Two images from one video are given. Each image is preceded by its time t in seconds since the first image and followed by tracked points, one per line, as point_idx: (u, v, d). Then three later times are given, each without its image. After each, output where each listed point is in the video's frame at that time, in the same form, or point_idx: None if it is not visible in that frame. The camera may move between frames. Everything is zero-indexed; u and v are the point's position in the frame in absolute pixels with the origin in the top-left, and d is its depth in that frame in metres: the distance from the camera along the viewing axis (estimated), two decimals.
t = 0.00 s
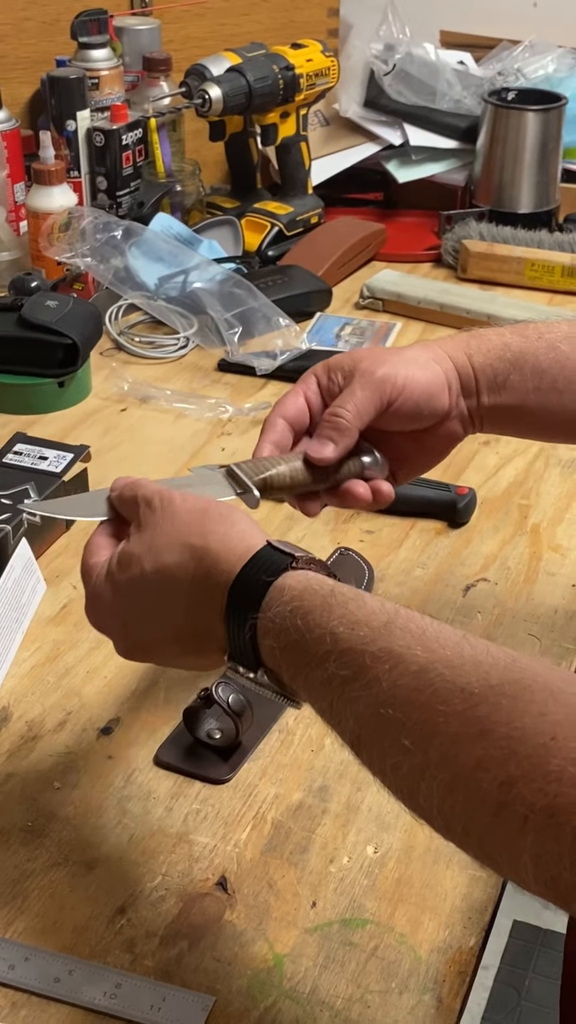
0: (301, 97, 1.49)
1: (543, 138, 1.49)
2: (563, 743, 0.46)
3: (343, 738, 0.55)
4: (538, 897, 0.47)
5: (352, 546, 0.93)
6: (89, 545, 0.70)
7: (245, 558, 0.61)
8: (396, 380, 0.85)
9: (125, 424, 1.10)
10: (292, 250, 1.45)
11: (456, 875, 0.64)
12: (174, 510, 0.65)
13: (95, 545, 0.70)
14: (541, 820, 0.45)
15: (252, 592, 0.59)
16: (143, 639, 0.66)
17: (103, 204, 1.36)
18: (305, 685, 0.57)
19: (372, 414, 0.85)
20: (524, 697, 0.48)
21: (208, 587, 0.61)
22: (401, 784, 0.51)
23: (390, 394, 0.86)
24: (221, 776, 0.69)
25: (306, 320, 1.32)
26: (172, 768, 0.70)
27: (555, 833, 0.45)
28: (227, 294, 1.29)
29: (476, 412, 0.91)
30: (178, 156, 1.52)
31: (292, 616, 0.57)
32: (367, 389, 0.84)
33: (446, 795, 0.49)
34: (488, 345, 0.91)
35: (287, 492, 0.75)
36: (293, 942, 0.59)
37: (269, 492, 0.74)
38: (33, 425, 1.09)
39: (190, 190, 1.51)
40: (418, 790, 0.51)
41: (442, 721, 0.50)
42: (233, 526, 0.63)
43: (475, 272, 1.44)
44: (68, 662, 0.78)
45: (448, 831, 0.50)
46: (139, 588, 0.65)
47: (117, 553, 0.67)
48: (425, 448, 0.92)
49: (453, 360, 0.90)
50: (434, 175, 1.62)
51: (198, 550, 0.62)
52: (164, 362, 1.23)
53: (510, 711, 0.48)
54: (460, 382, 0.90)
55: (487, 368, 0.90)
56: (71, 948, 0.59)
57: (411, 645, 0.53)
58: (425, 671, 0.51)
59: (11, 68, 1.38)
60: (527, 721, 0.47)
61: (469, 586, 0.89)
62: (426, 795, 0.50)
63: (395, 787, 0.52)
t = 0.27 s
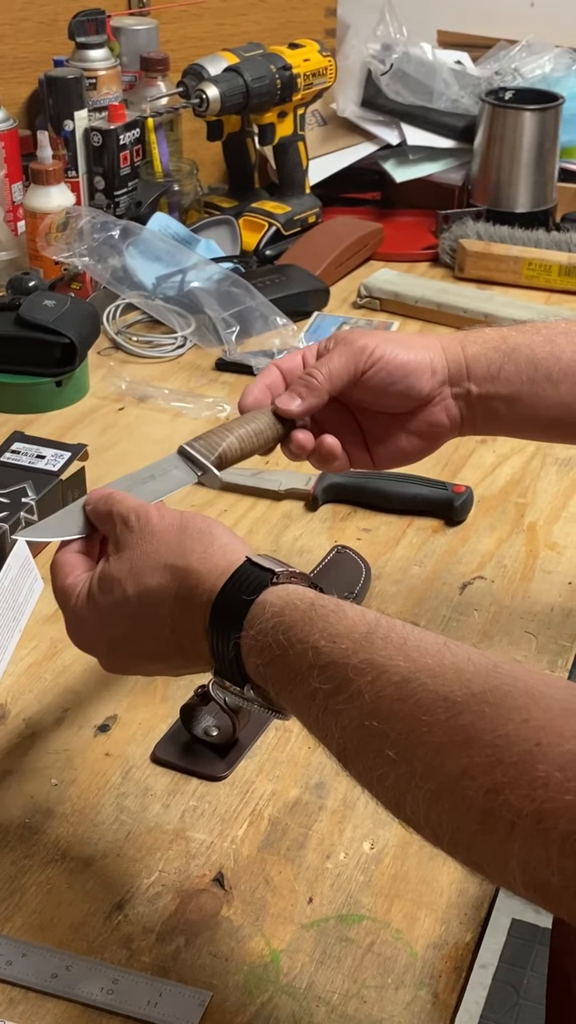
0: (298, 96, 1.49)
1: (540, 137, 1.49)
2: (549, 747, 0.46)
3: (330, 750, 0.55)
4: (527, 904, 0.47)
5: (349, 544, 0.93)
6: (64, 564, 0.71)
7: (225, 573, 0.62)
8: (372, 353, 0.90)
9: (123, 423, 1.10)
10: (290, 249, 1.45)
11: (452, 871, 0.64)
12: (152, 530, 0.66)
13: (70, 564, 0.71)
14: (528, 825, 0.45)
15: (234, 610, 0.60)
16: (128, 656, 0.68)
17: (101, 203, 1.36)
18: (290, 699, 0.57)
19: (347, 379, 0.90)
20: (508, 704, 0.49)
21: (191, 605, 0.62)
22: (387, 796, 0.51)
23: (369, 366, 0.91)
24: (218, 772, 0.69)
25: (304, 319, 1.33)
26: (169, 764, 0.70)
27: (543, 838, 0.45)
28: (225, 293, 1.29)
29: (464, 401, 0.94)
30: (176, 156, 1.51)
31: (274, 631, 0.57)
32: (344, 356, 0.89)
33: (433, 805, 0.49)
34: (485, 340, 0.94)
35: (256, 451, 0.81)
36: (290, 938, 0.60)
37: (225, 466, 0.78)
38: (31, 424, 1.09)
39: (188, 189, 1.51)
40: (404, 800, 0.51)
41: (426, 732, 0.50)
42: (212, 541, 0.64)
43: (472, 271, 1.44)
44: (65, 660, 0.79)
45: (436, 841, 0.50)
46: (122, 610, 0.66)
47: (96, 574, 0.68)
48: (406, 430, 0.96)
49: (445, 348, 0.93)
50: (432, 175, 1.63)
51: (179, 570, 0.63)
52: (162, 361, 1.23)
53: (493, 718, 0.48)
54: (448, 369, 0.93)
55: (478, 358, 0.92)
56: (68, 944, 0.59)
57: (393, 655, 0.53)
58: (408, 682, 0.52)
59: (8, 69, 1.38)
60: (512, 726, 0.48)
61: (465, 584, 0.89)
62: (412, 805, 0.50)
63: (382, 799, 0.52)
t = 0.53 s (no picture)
0: (296, 95, 1.49)
1: (539, 137, 1.49)
2: (541, 753, 0.47)
3: (319, 754, 0.55)
4: (521, 907, 0.47)
5: (347, 543, 0.93)
6: (38, 572, 0.69)
7: (211, 575, 0.61)
8: (374, 341, 0.90)
9: (121, 423, 1.10)
10: (289, 249, 1.45)
11: (450, 869, 0.64)
12: (132, 533, 0.65)
13: (45, 572, 0.69)
14: (523, 831, 0.46)
15: (222, 612, 0.59)
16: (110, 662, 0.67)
17: (99, 203, 1.36)
18: (279, 703, 0.57)
19: (347, 366, 0.90)
20: (500, 709, 0.49)
21: (176, 609, 0.62)
22: (379, 800, 0.52)
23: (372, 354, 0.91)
24: (216, 772, 0.69)
25: (302, 318, 1.33)
26: (167, 763, 0.70)
27: (537, 845, 0.45)
28: (223, 292, 1.29)
29: (466, 393, 0.93)
30: (174, 155, 1.51)
31: (262, 634, 0.57)
32: (345, 342, 0.90)
33: (425, 810, 0.49)
34: (488, 333, 0.94)
35: (256, 434, 0.82)
36: (288, 936, 0.60)
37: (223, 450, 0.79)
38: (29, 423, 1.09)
39: (187, 188, 1.50)
40: (396, 804, 0.51)
41: (418, 736, 0.50)
42: (195, 543, 0.64)
43: (471, 270, 1.44)
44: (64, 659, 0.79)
45: (428, 845, 0.50)
46: (104, 616, 0.65)
47: (75, 581, 0.66)
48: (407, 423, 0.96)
49: (448, 340, 0.94)
50: (429, 175, 1.63)
51: (164, 574, 0.63)
52: (160, 361, 1.23)
53: (485, 723, 0.49)
54: (450, 362, 0.93)
55: (481, 352, 0.92)
56: (66, 943, 0.59)
57: (384, 659, 0.53)
58: (399, 687, 0.52)
59: (7, 68, 1.38)
60: (504, 731, 0.48)
61: (464, 583, 0.89)
62: (404, 809, 0.50)
63: (372, 803, 0.52)
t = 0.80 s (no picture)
0: (295, 94, 1.49)
1: (538, 136, 1.49)
2: (536, 757, 0.47)
3: (310, 761, 0.55)
4: (518, 913, 0.47)
5: (345, 542, 0.93)
6: (17, 583, 0.68)
7: (195, 583, 0.62)
8: (375, 340, 0.90)
9: (119, 422, 1.10)
10: (287, 247, 1.44)
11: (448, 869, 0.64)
12: (113, 541, 0.65)
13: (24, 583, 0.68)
14: (519, 837, 0.46)
15: (208, 619, 0.59)
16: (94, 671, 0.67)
17: (97, 201, 1.36)
18: (266, 711, 0.57)
19: (347, 366, 0.90)
20: (494, 713, 0.49)
21: (161, 617, 0.62)
22: (371, 807, 0.51)
23: (372, 353, 0.91)
24: (213, 771, 0.69)
25: (300, 316, 1.32)
26: (165, 763, 0.70)
27: (534, 851, 0.45)
28: (221, 291, 1.29)
29: (466, 390, 0.93)
30: (173, 154, 1.50)
31: (249, 641, 0.57)
32: (345, 342, 0.90)
33: (419, 817, 0.49)
34: (488, 331, 0.94)
35: (256, 432, 0.82)
36: (285, 936, 0.59)
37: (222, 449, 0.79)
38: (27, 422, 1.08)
39: (185, 187, 1.49)
40: (390, 811, 0.51)
41: (409, 742, 0.50)
42: (177, 550, 0.64)
43: (469, 269, 1.44)
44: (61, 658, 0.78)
45: (422, 852, 0.50)
46: (87, 625, 0.64)
47: (56, 591, 0.66)
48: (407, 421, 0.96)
49: (449, 337, 0.93)
50: (424, 176, 1.63)
51: (147, 582, 0.63)
52: (159, 359, 1.23)
53: (478, 728, 0.49)
54: (451, 360, 0.93)
55: (483, 351, 0.92)
56: (63, 944, 0.59)
57: (373, 664, 0.53)
58: (390, 693, 0.51)
59: (5, 66, 1.37)
60: (498, 736, 0.48)
61: (462, 582, 0.89)
62: (397, 816, 0.50)
63: (365, 810, 0.52)
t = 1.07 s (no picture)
0: (295, 93, 1.49)
1: (538, 135, 1.49)
2: (539, 759, 0.47)
3: (308, 767, 0.55)
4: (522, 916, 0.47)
5: (346, 542, 0.93)
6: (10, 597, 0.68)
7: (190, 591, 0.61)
8: (375, 332, 0.90)
9: (119, 422, 1.10)
10: (287, 247, 1.44)
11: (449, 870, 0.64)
12: (106, 549, 0.65)
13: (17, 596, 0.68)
14: (523, 841, 0.46)
15: (203, 626, 0.59)
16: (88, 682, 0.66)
17: (98, 200, 1.36)
18: (264, 716, 0.56)
19: (347, 359, 0.90)
20: (495, 715, 0.49)
21: (155, 625, 0.62)
22: (372, 813, 0.51)
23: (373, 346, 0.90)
24: (214, 772, 0.69)
25: (301, 316, 1.32)
26: (166, 763, 0.70)
27: (538, 854, 0.45)
28: (222, 291, 1.28)
29: (467, 383, 0.93)
30: (173, 154, 1.50)
31: (245, 648, 0.57)
32: (345, 334, 0.89)
33: (421, 822, 0.49)
34: (489, 325, 0.94)
35: (257, 426, 0.82)
36: (286, 937, 0.59)
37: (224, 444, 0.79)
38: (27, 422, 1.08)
39: (185, 187, 1.49)
40: (391, 817, 0.50)
41: (410, 746, 0.50)
42: (170, 558, 0.64)
43: (469, 268, 1.44)
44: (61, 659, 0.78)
45: (424, 857, 0.50)
46: (82, 636, 0.64)
47: (51, 602, 0.66)
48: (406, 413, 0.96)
49: (450, 330, 0.93)
50: (428, 172, 1.63)
51: (142, 590, 0.63)
52: (159, 359, 1.23)
53: (480, 730, 0.48)
54: (451, 353, 0.93)
55: (483, 344, 0.92)
56: (64, 945, 0.59)
57: (372, 668, 0.53)
58: (390, 696, 0.51)
59: (5, 66, 1.37)
60: (500, 738, 0.48)
61: (463, 582, 0.89)
62: (399, 822, 0.50)
63: (365, 816, 0.52)
